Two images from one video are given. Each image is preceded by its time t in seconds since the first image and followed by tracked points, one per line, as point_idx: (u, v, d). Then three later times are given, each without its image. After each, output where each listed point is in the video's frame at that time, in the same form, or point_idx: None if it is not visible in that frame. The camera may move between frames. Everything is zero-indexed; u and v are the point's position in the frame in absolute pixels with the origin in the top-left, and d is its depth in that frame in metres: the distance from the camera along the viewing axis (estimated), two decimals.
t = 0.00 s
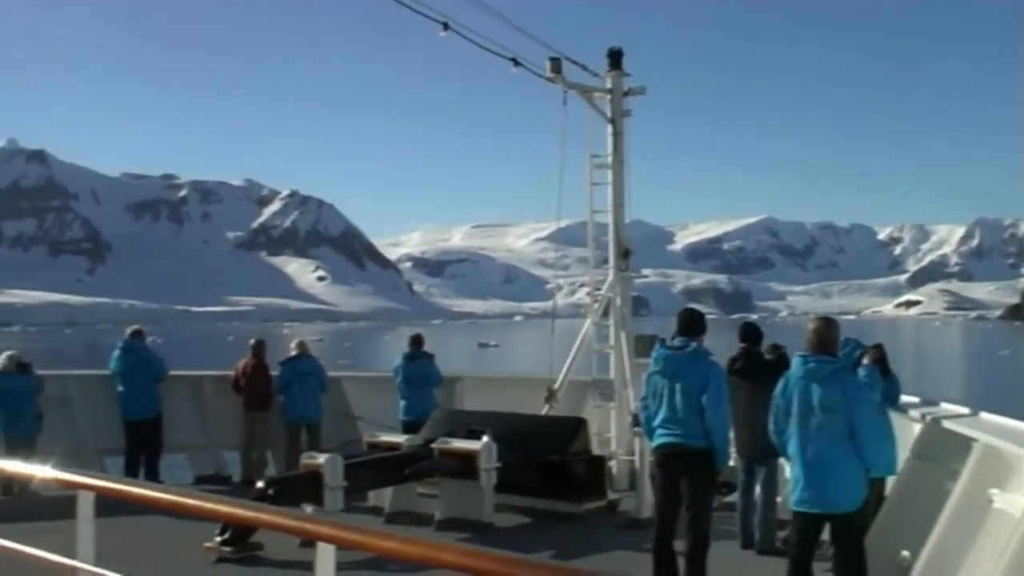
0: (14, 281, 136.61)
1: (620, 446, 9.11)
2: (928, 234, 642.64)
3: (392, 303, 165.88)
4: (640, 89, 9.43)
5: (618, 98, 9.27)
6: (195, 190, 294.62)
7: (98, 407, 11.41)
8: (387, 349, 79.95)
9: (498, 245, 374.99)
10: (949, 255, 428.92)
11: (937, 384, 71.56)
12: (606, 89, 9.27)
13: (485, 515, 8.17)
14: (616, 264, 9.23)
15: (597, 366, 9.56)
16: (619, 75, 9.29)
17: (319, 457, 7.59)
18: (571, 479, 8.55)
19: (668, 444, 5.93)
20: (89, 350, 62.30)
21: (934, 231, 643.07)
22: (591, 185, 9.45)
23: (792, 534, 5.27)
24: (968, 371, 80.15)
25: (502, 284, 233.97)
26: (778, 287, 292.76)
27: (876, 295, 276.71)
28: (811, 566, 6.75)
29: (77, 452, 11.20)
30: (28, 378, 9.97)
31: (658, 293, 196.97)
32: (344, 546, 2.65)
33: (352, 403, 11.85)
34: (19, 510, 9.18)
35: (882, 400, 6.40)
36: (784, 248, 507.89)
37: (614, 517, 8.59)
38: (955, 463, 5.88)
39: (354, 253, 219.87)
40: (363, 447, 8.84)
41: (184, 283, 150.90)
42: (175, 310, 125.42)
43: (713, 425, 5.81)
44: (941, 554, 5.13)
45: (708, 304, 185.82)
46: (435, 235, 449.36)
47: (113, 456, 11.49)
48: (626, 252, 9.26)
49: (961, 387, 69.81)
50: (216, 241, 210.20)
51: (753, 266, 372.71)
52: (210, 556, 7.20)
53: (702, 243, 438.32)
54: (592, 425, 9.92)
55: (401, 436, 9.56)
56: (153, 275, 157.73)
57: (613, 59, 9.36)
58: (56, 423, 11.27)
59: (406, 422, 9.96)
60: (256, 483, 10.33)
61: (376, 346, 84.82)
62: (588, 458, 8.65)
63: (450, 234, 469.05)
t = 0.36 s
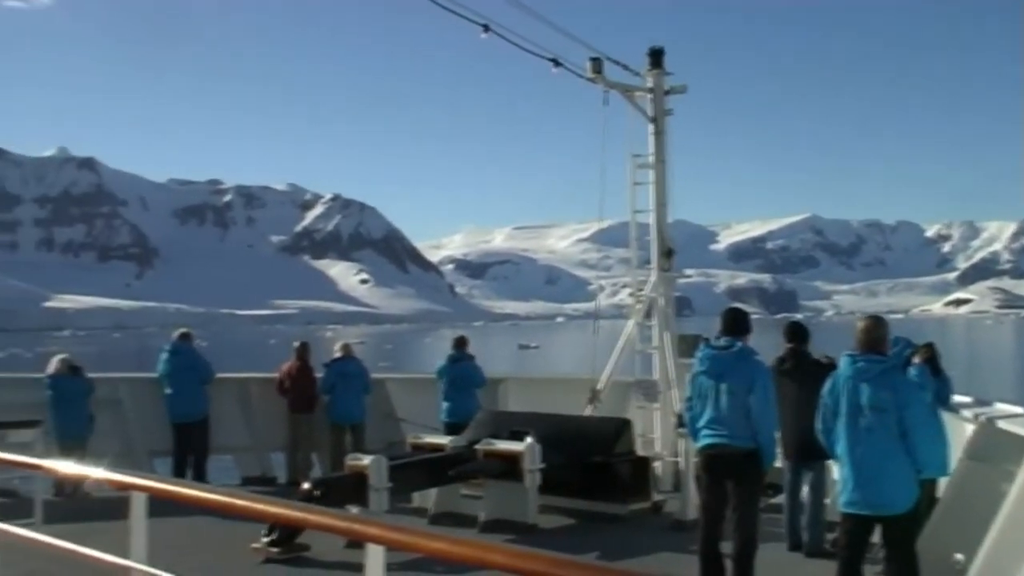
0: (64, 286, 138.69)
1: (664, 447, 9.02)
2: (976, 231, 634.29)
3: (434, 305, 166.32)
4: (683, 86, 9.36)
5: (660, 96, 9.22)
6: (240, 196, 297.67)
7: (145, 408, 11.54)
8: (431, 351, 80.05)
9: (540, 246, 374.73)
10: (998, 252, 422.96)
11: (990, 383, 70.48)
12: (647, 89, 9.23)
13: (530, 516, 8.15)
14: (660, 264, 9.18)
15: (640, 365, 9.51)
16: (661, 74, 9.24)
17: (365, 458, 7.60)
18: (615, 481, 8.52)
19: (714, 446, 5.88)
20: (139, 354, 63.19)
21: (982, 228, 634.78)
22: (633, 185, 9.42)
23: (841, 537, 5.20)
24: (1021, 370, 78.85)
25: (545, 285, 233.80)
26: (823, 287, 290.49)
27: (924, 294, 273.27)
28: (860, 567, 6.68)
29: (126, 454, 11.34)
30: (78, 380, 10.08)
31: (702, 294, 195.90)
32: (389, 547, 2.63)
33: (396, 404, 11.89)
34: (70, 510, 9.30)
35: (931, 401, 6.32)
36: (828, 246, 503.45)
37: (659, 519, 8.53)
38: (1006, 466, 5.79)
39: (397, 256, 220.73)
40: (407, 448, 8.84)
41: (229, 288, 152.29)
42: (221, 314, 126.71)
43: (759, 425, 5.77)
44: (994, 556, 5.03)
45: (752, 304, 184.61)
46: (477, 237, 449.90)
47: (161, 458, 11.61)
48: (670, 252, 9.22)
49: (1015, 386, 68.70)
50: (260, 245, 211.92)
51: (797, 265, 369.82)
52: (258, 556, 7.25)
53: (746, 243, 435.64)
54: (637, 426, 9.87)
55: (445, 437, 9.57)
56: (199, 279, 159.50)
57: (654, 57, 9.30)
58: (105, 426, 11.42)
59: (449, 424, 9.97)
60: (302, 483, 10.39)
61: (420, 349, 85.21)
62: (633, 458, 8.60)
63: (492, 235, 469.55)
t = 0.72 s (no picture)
0: (146, 287, 141.59)
1: (741, 448, 8.90)
2: None
3: (508, 305, 166.52)
4: (759, 84, 9.26)
5: (736, 94, 9.11)
6: (316, 198, 301.17)
7: (224, 406, 11.74)
8: (504, 351, 79.96)
9: (614, 246, 372.97)
10: None
11: None
12: (723, 86, 9.13)
13: (605, 517, 8.11)
14: (735, 264, 9.08)
15: (717, 364, 9.40)
16: (736, 71, 9.13)
17: (440, 457, 7.63)
18: (691, 482, 8.43)
19: (790, 446, 5.78)
20: (219, 354, 64.23)
21: None
22: (709, 185, 9.31)
23: (927, 541, 5.08)
24: None
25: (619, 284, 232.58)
26: (903, 286, 284.65)
27: (1009, 293, 266.19)
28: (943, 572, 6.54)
29: (205, 452, 11.54)
30: (161, 380, 10.29)
31: (778, 294, 193.19)
32: (469, 546, 2.61)
33: (470, 405, 11.94)
34: (154, 506, 9.47)
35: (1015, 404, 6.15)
36: (909, 244, 493.27)
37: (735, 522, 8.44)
38: None
39: (470, 257, 221.39)
40: (482, 447, 8.86)
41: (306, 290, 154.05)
42: (298, 315, 128.28)
43: (837, 425, 5.67)
44: None
45: (830, 303, 181.58)
46: (551, 238, 449.27)
47: (240, 456, 11.80)
48: (746, 251, 9.11)
49: None
50: (335, 246, 213.98)
51: (877, 263, 362.77)
52: (335, 555, 7.30)
53: (824, 242, 429.04)
54: (712, 427, 9.74)
55: (521, 437, 9.57)
56: (276, 281, 161.68)
57: (730, 55, 9.20)
58: (187, 424, 11.65)
59: (524, 422, 9.97)
60: (377, 483, 10.47)
61: (494, 348, 85.29)
62: (709, 459, 8.52)
63: (567, 236, 468.19)
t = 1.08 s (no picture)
0: (229, 288, 143.94)
1: (822, 447, 8.72)
2: None
3: (585, 304, 166.09)
4: (839, 78, 9.08)
5: (816, 89, 8.97)
6: (395, 198, 303.67)
7: (305, 405, 11.89)
8: (582, 351, 79.67)
9: (693, 244, 369.52)
10: None
11: None
12: (803, 80, 8.99)
13: (683, 516, 8.03)
14: (816, 261, 8.92)
15: (798, 364, 9.22)
16: (816, 66, 8.99)
17: (517, 456, 7.63)
18: (771, 481, 8.31)
19: (868, 448, 5.65)
20: (301, 354, 64.91)
21: None
22: (789, 181, 9.18)
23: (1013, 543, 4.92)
24: None
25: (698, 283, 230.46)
26: (992, 282, 277.32)
27: None
28: None
29: (287, 449, 11.68)
30: (242, 380, 10.44)
31: (861, 292, 189.64)
32: (552, 546, 2.58)
33: (548, 404, 11.91)
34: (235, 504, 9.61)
35: None
36: (998, 240, 481.01)
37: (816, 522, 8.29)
38: None
39: (548, 256, 221.26)
40: (559, 446, 8.84)
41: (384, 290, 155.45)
42: (376, 315, 129.23)
43: (921, 424, 5.53)
44: None
45: (915, 300, 177.35)
46: (629, 237, 446.93)
47: (320, 454, 11.92)
48: (827, 247, 8.96)
49: None
50: (414, 246, 215.51)
51: (964, 260, 354.23)
52: (414, 552, 7.35)
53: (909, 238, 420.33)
54: (793, 426, 9.58)
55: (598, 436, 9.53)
56: (355, 282, 163.39)
57: (810, 48, 9.06)
58: (269, 424, 11.82)
59: (602, 423, 9.91)
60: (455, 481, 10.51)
61: (572, 348, 84.85)
62: (789, 459, 8.38)
63: (645, 236, 465.57)
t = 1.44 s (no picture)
0: (293, 284, 145.31)
1: (890, 447, 8.58)
2: None
3: (649, 301, 165.00)
4: (909, 71, 8.92)
5: (885, 82, 8.81)
6: (458, 195, 304.29)
7: (368, 400, 11.97)
8: (646, 348, 79.07)
9: (759, 240, 365.23)
10: None
11: None
12: (872, 73, 8.84)
13: (748, 514, 7.96)
14: (885, 257, 8.76)
15: (865, 362, 9.05)
16: (885, 58, 8.84)
17: (579, 453, 7.58)
18: (837, 481, 8.19)
19: (939, 447, 5.52)
20: (363, 350, 65.19)
21: None
22: (857, 176, 9.03)
23: None
24: None
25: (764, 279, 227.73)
26: None
27: None
28: None
29: (350, 444, 11.76)
30: (307, 373, 10.52)
31: (931, 288, 185.98)
32: (615, 541, 2.57)
33: (612, 401, 11.85)
34: (300, 498, 9.71)
35: None
36: None
37: (884, 523, 8.14)
38: None
39: (611, 253, 220.23)
40: (622, 442, 8.80)
41: (447, 287, 155.86)
42: (439, 311, 129.57)
43: (992, 422, 5.42)
44: None
45: (988, 297, 173.46)
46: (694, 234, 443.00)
47: (383, 449, 11.98)
48: (896, 243, 8.78)
49: None
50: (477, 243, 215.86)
51: None
52: (478, 548, 7.36)
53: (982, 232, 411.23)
54: (861, 425, 9.39)
55: (664, 433, 9.47)
56: (419, 278, 164.05)
57: (879, 40, 8.92)
58: (333, 417, 11.93)
59: (667, 419, 9.86)
60: (519, 478, 10.48)
61: (633, 345, 84.06)
62: (857, 457, 8.25)
63: (708, 233, 460.35)
